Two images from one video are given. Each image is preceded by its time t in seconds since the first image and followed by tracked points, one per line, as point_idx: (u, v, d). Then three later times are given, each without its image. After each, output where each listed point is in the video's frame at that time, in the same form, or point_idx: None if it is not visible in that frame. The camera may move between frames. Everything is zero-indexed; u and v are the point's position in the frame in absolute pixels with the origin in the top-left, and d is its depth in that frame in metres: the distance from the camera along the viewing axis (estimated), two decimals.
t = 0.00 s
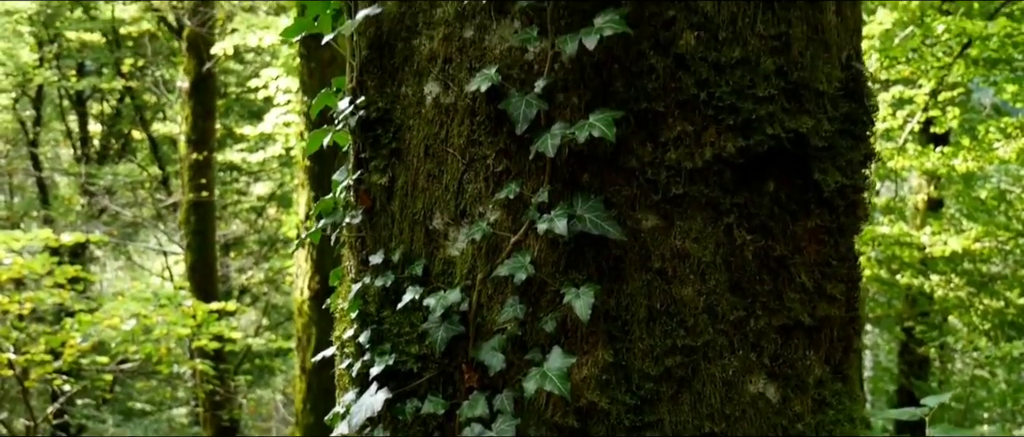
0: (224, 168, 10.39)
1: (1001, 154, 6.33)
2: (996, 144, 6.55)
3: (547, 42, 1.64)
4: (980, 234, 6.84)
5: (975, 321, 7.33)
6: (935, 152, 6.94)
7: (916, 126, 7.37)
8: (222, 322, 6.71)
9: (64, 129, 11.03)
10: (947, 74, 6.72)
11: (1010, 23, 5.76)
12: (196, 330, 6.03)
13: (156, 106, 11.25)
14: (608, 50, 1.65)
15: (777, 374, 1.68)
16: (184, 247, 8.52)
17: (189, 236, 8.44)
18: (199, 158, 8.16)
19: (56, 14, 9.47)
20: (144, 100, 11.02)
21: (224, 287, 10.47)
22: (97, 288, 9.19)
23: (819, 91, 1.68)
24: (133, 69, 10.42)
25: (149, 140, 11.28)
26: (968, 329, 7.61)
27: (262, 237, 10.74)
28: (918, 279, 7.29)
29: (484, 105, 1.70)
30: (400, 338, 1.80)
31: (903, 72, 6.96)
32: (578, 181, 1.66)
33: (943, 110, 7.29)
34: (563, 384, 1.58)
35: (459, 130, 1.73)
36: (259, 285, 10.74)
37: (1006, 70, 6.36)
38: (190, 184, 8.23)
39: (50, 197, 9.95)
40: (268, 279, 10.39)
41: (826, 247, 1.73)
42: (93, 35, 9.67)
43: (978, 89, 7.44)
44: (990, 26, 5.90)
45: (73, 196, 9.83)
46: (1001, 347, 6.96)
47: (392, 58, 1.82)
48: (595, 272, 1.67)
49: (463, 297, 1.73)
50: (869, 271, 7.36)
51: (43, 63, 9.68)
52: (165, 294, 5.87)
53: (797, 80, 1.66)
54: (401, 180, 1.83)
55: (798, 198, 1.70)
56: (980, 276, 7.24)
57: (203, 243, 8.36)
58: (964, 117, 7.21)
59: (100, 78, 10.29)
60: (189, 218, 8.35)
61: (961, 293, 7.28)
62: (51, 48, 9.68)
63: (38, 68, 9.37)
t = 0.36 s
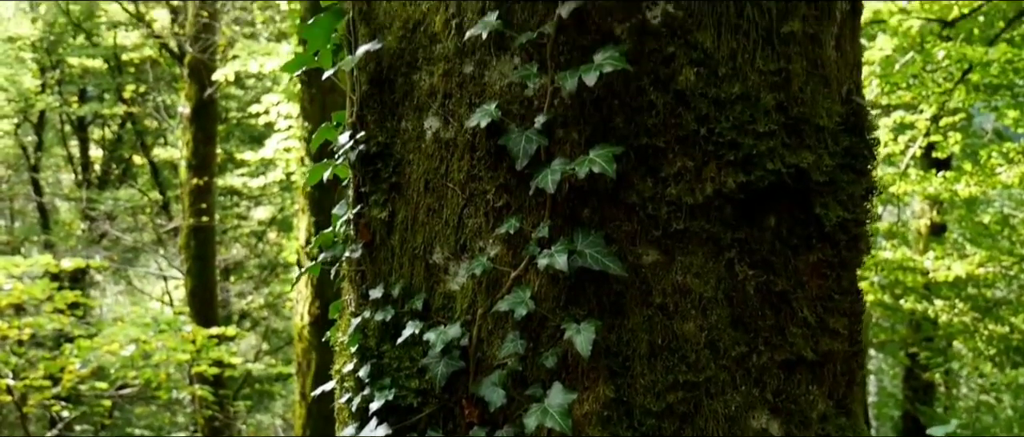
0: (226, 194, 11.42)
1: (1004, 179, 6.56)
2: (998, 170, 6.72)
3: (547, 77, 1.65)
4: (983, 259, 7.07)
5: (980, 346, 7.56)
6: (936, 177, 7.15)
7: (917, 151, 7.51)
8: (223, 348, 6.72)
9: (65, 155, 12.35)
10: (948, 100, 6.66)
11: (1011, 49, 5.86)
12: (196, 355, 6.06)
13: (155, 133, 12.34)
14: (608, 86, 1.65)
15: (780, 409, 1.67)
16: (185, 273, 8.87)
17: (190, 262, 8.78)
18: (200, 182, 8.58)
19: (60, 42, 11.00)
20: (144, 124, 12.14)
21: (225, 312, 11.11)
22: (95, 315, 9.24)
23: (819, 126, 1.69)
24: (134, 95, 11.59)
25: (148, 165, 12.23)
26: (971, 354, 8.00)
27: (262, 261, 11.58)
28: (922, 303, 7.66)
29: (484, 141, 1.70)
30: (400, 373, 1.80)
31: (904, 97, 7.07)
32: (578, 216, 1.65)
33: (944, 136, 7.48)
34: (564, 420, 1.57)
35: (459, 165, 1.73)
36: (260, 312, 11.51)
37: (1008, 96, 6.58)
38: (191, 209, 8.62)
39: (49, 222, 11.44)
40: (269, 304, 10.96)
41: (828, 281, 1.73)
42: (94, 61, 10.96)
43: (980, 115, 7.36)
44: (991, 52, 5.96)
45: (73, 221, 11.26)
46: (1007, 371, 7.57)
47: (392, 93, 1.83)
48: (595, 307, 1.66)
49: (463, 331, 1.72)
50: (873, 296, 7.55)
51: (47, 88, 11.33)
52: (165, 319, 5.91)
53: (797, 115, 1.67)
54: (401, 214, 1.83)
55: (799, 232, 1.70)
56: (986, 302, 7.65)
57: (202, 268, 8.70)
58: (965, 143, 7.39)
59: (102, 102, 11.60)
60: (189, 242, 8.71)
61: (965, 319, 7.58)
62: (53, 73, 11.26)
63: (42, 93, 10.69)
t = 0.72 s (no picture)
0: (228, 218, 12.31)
1: (1003, 203, 6.59)
2: (997, 194, 6.75)
3: (547, 112, 1.65)
4: (983, 284, 7.12)
5: (982, 371, 7.64)
6: (936, 201, 7.09)
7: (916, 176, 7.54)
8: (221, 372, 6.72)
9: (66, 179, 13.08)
10: (947, 125, 6.71)
11: (1008, 76, 6.05)
12: (195, 380, 6.21)
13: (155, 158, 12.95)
14: (608, 121, 1.66)
15: None
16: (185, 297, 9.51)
17: (190, 286, 9.45)
18: (202, 208, 9.32)
19: (61, 67, 11.43)
20: (146, 150, 12.79)
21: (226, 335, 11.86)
22: (93, 340, 9.29)
23: (819, 160, 1.70)
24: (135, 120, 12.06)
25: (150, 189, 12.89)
26: (973, 378, 8.10)
27: (263, 285, 12.26)
28: (924, 328, 7.64)
29: (484, 176, 1.70)
30: (400, 407, 1.80)
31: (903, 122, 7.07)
32: (578, 250, 1.65)
33: (943, 161, 7.58)
34: None
35: (460, 199, 1.73)
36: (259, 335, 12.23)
37: (1005, 121, 6.83)
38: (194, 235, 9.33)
39: (50, 245, 12.15)
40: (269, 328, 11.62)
41: (829, 314, 1.72)
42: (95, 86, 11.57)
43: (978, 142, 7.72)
44: (988, 78, 6.15)
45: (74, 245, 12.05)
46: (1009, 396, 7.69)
47: (392, 126, 1.84)
48: (596, 342, 1.65)
49: (463, 366, 1.71)
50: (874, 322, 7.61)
51: (47, 113, 11.85)
52: (165, 345, 6.10)
53: (797, 150, 1.68)
54: (401, 247, 1.83)
55: (799, 266, 1.70)
56: (985, 326, 7.76)
57: (202, 291, 9.36)
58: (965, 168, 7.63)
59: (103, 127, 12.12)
60: (190, 266, 9.38)
61: (966, 343, 7.62)
62: (54, 98, 11.74)
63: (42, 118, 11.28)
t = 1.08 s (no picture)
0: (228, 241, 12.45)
1: (1002, 226, 6.73)
2: (996, 217, 6.90)
3: (547, 146, 1.66)
4: (983, 308, 7.15)
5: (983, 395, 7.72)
6: (935, 224, 7.20)
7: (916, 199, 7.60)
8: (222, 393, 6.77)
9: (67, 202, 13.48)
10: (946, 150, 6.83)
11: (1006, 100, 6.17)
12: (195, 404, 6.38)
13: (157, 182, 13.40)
14: (608, 155, 1.66)
15: None
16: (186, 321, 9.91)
17: (190, 310, 9.85)
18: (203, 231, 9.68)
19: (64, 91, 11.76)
20: (146, 173, 13.14)
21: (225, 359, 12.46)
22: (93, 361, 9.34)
23: (818, 193, 1.70)
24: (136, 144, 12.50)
25: (153, 213, 13.25)
26: (976, 402, 8.12)
27: (263, 309, 12.63)
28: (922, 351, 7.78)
29: (485, 209, 1.71)
30: None
31: (901, 146, 7.04)
32: (579, 283, 1.65)
33: (942, 184, 7.65)
34: None
35: (461, 232, 1.73)
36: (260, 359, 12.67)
37: (1003, 145, 6.93)
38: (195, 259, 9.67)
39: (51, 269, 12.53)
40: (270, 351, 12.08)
41: (830, 347, 1.72)
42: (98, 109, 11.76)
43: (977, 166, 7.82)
44: (986, 102, 6.25)
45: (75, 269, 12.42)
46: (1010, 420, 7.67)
47: (392, 159, 1.85)
48: (597, 376, 1.64)
49: (464, 399, 1.70)
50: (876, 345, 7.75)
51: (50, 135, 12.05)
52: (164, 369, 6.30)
53: (797, 184, 1.68)
54: (402, 280, 1.83)
55: (800, 298, 1.69)
56: (987, 350, 7.73)
57: (202, 315, 9.77)
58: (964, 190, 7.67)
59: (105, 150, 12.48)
60: (190, 291, 9.76)
61: (967, 366, 7.74)
62: (56, 121, 11.95)
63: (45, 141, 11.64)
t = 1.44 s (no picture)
0: (228, 263, 12.84)
1: (1003, 248, 6.79)
2: (995, 239, 6.96)
3: (547, 179, 1.66)
4: (984, 330, 7.24)
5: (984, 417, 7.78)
6: (935, 247, 7.24)
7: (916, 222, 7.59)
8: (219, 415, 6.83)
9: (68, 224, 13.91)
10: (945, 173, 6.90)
11: (1004, 123, 6.26)
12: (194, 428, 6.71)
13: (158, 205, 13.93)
14: (609, 188, 1.67)
15: None
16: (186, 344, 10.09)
17: (190, 333, 10.04)
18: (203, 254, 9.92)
19: (66, 113, 11.72)
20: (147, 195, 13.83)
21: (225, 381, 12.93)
22: (92, 381, 9.41)
23: (818, 224, 1.71)
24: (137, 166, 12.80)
25: (153, 234, 13.96)
26: (976, 424, 8.16)
27: (263, 331, 13.27)
28: (924, 373, 7.75)
29: (485, 241, 1.71)
30: None
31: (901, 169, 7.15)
32: (580, 316, 1.65)
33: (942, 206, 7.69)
34: None
35: (461, 264, 1.74)
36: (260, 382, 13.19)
37: (1003, 168, 6.96)
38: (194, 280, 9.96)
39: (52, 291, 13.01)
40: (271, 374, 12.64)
41: (831, 378, 1.71)
42: (99, 131, 11.90)
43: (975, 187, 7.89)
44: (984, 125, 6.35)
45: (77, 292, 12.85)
46: None
47: (394, 191, 1.85)
48: (599, 409, 1.64)
49: (465, 431, 1.70)
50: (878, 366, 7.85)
51: (52, 159, 12.09)
52: (164, 393, 6.73)
53: (797, 215, 1.69)
54: (403, 312, 1.83)
55: (800, 330, 1.69)
56: (988, 372, 7.90)
57: (202, 337, 9.95)
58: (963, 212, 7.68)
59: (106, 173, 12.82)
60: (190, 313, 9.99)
61: (969, 388, 7.76)
62: (59, 145, 11.97)
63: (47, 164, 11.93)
